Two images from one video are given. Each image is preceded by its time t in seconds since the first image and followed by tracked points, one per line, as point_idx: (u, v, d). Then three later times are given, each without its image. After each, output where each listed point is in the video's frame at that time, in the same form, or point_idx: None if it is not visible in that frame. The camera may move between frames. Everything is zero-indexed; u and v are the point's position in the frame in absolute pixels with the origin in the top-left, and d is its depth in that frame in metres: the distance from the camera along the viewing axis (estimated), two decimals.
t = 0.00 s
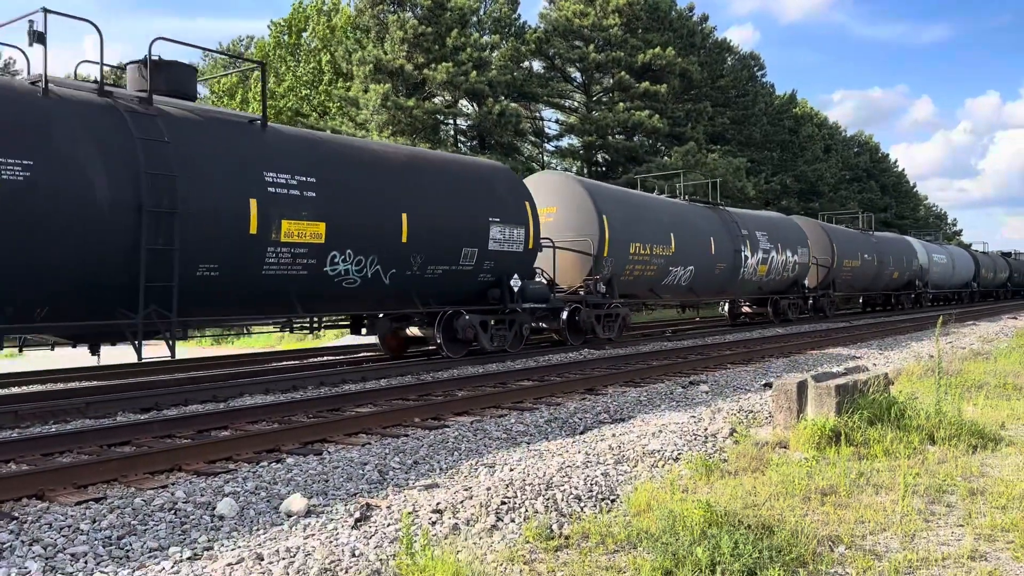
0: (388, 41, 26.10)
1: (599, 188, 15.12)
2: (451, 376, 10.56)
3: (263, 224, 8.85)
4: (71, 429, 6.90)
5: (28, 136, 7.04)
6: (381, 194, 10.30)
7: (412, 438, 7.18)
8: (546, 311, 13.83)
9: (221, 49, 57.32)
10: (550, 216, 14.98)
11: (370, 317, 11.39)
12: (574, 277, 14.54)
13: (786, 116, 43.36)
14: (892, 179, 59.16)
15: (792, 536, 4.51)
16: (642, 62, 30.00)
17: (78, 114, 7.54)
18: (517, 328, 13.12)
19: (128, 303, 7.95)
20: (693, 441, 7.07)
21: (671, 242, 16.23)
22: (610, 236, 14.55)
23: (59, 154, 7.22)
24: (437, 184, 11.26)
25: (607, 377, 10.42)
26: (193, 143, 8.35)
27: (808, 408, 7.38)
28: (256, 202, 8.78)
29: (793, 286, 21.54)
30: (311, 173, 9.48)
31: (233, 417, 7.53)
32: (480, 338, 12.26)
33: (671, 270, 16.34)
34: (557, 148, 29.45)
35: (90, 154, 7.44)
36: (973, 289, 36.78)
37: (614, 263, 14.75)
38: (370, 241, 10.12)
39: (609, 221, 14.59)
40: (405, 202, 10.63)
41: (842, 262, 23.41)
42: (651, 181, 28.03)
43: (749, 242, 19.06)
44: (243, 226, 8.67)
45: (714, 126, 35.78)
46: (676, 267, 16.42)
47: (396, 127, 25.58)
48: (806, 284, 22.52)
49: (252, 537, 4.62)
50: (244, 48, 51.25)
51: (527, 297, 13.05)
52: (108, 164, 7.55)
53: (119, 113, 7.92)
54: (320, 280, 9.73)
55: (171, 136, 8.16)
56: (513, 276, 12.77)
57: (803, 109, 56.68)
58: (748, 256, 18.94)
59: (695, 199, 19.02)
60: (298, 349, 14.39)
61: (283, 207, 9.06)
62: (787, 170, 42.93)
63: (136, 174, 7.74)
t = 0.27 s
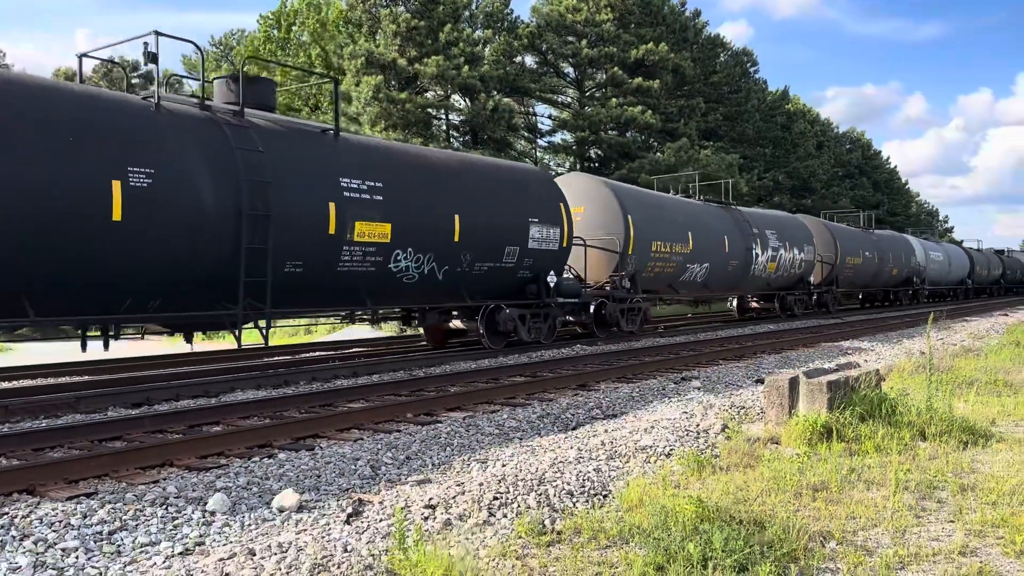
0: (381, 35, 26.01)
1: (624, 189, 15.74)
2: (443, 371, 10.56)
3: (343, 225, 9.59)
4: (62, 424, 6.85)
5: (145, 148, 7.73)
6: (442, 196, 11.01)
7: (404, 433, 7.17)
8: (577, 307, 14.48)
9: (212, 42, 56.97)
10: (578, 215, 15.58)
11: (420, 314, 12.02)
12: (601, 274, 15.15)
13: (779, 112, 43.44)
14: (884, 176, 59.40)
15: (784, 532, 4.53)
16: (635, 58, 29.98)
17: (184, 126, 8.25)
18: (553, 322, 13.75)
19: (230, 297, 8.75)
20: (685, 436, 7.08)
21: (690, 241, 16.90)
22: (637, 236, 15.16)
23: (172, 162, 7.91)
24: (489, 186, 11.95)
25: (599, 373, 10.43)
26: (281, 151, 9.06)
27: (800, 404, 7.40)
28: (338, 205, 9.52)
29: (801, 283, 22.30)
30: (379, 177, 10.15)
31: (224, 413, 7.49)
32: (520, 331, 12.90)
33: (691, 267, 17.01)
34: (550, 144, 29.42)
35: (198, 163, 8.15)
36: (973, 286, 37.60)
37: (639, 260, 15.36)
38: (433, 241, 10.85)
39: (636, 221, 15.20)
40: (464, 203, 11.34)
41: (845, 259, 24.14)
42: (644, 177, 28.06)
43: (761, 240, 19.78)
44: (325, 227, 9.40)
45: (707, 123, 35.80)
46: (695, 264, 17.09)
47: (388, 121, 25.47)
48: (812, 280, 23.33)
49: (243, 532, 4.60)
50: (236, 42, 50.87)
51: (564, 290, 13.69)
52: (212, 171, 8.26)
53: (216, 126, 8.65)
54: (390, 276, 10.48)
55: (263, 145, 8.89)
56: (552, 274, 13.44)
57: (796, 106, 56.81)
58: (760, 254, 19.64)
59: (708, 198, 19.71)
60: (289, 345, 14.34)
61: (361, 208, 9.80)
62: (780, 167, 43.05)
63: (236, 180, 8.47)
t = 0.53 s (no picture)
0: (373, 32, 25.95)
1: (645, 193, 16.64)
2: (437, 369, 10.56)
3: (403, 227, 10.59)
4: (54, 421, 6.82)
5: (235, 157, 8.66)
6: (485, 199, 11.97)
7: (398, 431, 7.17)
8: (602, 302, 15.53)
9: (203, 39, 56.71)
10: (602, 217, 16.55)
11: (462, 308, 12.98)
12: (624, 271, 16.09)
13: (771, 111, 43.56)
14: (875, 175, 59.67)
15: (777, 529, 4.56)
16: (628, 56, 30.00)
17: (266, 140, 9.22)
18: (580, 317, 14.81)
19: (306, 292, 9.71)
20: (678, 434, 7.11)
21: (705, 240, 17.83)
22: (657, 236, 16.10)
23: (258, 170, 8.86)
24: (526, 191, 12.89)
25: (593, 370, 10.46)
26: (348, 160, 10.04)
27: (792, 402, 7.43)
28: (398, 208, 10.52)
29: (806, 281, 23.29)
30: (434, 184, 11.21)
31: (218, 409, 7.48)
32: (552, 324, 13.96)
33: (705, 265, 17.95)
34: (543, 141, 29.42)
35: (282, 172, 9.12)
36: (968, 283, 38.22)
37: (659, 259, 16.28)
38: (478, 241, 11.84)
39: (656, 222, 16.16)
40: (504, 207, 12.30)
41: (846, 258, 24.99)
42: (637, 175, 28.12)
43: (769, 240, 20.74)
44: (387, 228, 10.38)
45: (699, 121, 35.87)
46: (709, 263, 18.04)
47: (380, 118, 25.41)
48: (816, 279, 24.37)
49: (237, 529, 4.59)
50: (227, 38, 50.62)
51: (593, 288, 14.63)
52: (293, 178, 9.21)
53: (293, 138, 9.64)
54: (440, 273, 11.47)
55: (334, 156, 9.86)
56: (581, 271, 14.48)
57: (789, 105, 56.98)
58: (769, 253, 20.60)
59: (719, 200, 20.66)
60: (282, 342, 14.31)
61: (417, 212, 10.79)
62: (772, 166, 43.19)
63: (315, 187, 9.45)
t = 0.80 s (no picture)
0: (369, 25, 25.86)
1: (667, 193, 17.20)
2: (433, 364, 10.55)
3: (458, 226, 11.24)
4: (49, 416, 6.79)
5: (314, 162, 9.34)
6: (529, 199, 12.58)
7: (394, 426, 7.16)
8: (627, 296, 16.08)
9: (199, 33, 56.51)
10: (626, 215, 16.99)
11: (503, 301, 13.62)
12: (647, 267, 16.61)
13: (768, 106, 43.56)
14: (871, 171, 59.77)
15: (773, 524, 4.56)
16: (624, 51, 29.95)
17: (340, 145, 9.92)
18: (609, 310, 15.29)
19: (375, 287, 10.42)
20: (675, 429, 7.11)
21: (722, 237, 18.37)
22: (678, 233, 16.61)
23: (336, 174, 9.56)
24: (567, 190, 13.51)
25: (589, 365, 10.46)
26: (410, 164, 10.75)
27: (788, 397, 7.44)
28: (457, 209, 11.20)
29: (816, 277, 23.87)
30: (484, 186, 11.83)
31: (214, 405, 7.46)
32: (585, 317, 14.45)
33: (722, 261, 18.47)
34: (540, 136, 29.39)
35: (355, 175, 9.83)
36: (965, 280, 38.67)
37: (679, 255, 16.79)
38: (524, 240, 12.47)
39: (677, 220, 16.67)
40: (548, 206, 12.92)
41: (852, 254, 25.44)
42: (634, 170, 28.11)
43: (781, 237, 21.30)
44: (444, 228, 11.05)
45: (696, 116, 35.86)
46: (725, 259, 18.57)
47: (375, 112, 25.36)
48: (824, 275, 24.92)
49: (233, 524, 4.58)
50: (222, 32, 50.40)
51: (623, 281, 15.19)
52: (365, 181, 9.92)
53: (363, 146, 10.36)
54: (490, 271, 12.08)
55: (399, 160, 10.58)
56: (613, 267, 14.97)
57: (785, 100, 56.99)
58: (781, 249, 21.15)
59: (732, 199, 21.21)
60: (278, 336, 14.29)
61: (472, 212, 11.45)
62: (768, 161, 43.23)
63: (381, 189, 10.13)
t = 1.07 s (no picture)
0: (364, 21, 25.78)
1: (688, 193, 17.75)
2: (429, 361, 10.54)
3: (508, 227, 12.29)
4: (43, 412, 6.77)
5: (389, 172, 10.52)
6: (568, 201, 13.59)
7: (389, 422, 7.16)
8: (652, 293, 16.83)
9: (193, 29, 56.30)
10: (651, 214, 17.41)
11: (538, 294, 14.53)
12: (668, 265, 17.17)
13: (764, 104, 43.59)
14: (866, 168, 59.92)
15: (767, 521, 4.58)
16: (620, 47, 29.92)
17: (408, 156, 11.11)
18: (635, 304, 16.09)
19: (437, 282, 11.51)
20: (670, 426, 7.13)
21: (738, 236, 18.98)
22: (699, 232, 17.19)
23: (402, 180, 10.67)
24: (603, 194, 14.53)
25: (584, 362, 10.47)
26: (469, 171, 11.94)
27: (782, 394, 7.46)
28: (509, 211, 12.33)
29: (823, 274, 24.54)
30: (529, 189, 12.87)
31: (209, 401, 7.45)
32: (613, 311, 15.35)
33: (737, 259, 19.08)
34: (536, 133, 29.37)
35: (423, 182, 11.00)
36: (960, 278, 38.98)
37: (699, 253, 17.38)
38: (564, 239, 13.50)
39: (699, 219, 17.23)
40: (586, 209, 13.95)
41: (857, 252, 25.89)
42: (629, 167, 28.13)
43: (792, 236, 21.92)
44: (497, 229, 12.13)
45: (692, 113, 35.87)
46: (741, 257, 19.18)
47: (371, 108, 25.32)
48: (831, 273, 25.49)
49: (228, 520, 4.58)
50: (217, 27, 50.20)
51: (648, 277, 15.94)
52: (430, 187, 11.07)
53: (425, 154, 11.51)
54: (535, 268, 13.08)
55: (459, 168, 11.76)
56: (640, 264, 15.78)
57: (781, 98, 57.07)
58: (792, 248, 21.77)
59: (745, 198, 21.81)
60: (274, 333, 14.28)
61: (522, 213, 12.56)
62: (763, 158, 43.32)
63: (443, 194, 11.24)
